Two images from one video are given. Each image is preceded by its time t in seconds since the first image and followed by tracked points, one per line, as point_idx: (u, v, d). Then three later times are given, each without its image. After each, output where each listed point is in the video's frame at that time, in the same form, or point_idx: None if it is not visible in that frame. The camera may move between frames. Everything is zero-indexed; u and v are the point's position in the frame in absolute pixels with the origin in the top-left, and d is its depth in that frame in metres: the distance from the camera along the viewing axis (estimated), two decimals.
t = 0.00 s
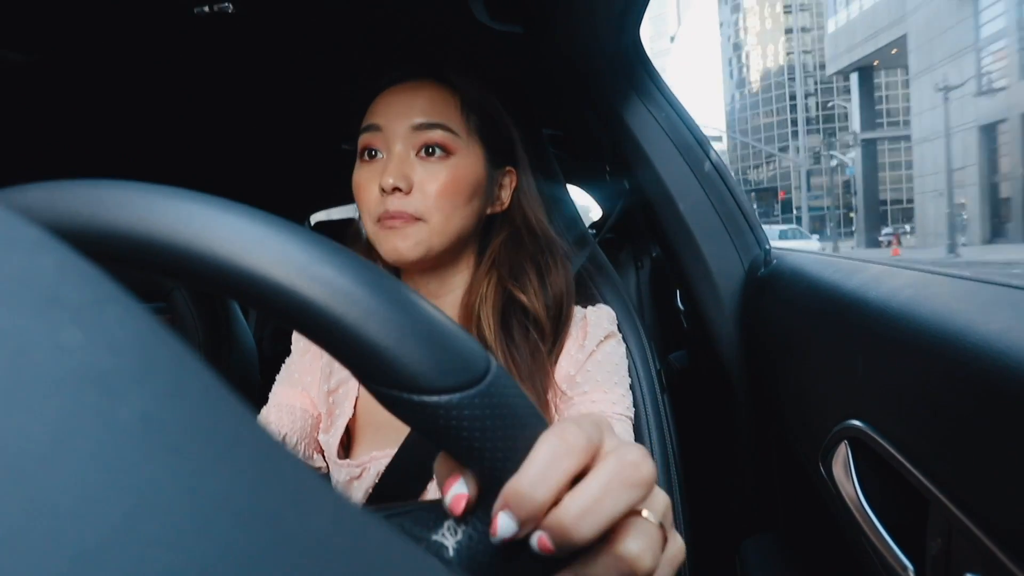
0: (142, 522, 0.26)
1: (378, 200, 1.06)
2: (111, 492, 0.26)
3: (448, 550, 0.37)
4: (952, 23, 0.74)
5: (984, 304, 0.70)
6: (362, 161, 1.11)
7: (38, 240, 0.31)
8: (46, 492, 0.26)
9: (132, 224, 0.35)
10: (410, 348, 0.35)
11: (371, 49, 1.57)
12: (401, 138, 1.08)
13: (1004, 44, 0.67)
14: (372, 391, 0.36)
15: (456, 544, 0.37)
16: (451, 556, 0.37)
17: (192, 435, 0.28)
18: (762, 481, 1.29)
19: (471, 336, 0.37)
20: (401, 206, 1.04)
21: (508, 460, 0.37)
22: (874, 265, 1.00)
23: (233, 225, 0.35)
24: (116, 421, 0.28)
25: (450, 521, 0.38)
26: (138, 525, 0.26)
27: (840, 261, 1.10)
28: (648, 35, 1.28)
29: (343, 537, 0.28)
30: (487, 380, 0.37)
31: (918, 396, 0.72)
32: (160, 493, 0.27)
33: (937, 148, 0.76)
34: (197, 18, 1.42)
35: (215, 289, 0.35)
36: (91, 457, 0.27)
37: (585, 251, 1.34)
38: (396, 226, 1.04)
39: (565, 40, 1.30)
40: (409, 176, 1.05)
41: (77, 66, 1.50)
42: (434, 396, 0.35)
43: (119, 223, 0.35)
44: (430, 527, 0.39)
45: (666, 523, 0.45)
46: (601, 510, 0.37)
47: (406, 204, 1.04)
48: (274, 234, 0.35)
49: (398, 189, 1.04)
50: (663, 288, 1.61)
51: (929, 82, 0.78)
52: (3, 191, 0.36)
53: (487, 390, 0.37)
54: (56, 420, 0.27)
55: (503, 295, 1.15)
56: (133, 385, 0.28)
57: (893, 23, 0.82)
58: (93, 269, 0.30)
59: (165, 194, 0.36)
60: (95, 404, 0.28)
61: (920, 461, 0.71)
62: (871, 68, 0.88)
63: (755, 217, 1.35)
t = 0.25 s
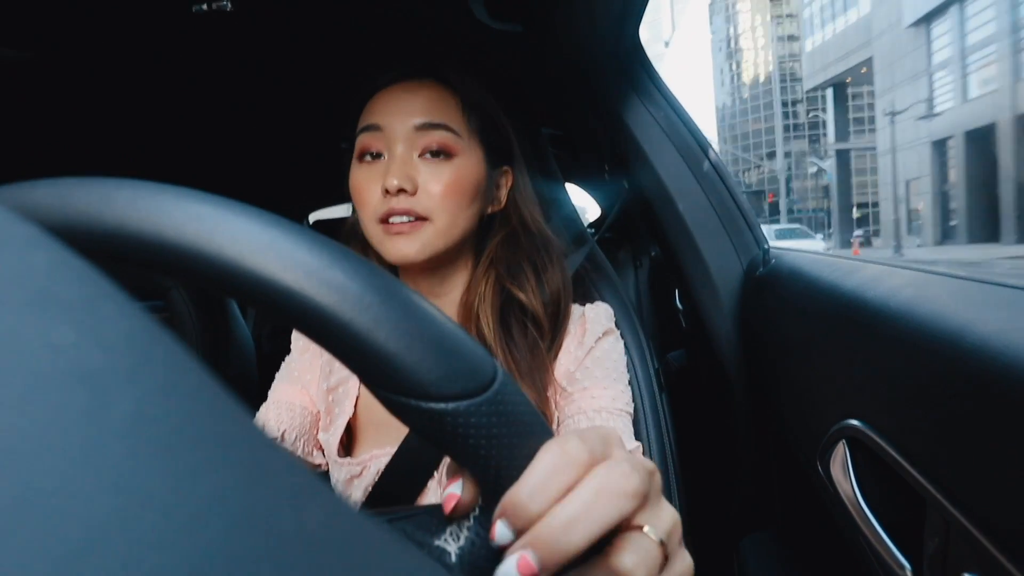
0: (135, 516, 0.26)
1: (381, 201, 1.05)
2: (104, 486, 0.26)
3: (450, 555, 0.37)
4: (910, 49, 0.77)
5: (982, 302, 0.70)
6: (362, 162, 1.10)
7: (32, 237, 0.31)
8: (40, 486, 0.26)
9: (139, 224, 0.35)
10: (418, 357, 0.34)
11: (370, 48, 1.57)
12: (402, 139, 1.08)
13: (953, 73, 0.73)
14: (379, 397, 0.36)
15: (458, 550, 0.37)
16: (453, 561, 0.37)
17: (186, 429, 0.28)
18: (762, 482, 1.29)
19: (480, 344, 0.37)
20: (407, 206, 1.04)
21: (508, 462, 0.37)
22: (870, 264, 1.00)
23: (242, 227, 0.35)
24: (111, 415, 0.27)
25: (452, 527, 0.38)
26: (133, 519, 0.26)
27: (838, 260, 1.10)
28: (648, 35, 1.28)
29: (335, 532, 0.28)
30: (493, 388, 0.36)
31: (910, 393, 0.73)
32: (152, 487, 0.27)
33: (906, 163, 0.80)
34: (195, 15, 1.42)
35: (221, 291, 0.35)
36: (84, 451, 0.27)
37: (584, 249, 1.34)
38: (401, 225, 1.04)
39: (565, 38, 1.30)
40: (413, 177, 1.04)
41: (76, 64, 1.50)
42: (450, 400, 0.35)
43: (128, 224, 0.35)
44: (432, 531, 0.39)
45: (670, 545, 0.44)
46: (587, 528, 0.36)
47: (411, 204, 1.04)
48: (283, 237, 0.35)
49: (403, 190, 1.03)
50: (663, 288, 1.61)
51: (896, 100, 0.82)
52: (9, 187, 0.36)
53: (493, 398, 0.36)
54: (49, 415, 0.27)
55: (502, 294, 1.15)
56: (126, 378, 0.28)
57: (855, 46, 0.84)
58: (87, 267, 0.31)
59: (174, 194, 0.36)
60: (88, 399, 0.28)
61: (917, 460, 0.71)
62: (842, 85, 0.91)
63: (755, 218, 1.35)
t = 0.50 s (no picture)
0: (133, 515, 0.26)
1: (383, 193, 1.03)
2: (100, 485, 0.26)
3: (458, 562, 0.37)
4: (874, 70, 0.88)
5: (981, 297, 0.70)
6: (363, 154, 1.09)
7: (26, 230, 0.31)
8: (38, 483, 0.26)
9: (145, 221, 0.35)
10: (427, 359, 0.34)
11: (368, 43, 1.56)
12: (405, 132, 1.07)
13: (911, 93, 0.82)
14: (388, 401, 0.36)
15: (465, 557, 0.37)
16: (461, 567, 0.37)
17: (184, 427, 0.28)
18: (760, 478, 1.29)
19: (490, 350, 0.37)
20: (411, 200, 1.03)
21: (512, 463, 0.37)
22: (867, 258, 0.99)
23: (249, 225, 0.35)
24: (106, 412, 0.27)
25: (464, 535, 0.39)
26: (130, 518, 0.26)
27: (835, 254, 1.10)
28: (648, 31, 1.28)
29: (332, 528, 0.28)
30: (506, 398, 0.37)
31: (911, 387, 0.72)
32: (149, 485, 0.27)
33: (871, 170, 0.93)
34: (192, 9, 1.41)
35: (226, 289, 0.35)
36: (80, 449, 0.27)
37: (582, 243, 1.34)
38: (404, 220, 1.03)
39: (563, 33, 1.29)
40: (417, 170, 1.04)
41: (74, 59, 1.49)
42: (461, 413, 0.35)
43: (132, 220, 0.35)
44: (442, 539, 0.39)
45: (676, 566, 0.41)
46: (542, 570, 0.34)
47: (414, 198, 1.03)
48: (290, 236, 0.35)
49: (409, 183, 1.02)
50: (661, 283, 1.61)
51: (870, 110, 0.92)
52: (8, 181, 0.35)
53: (511, 412, 0.37)
54: (42, 409, 0.27)
55: (501, 291, 1.15)
56: (123, 376, 0.28)
57: (827, 66, 0.95)
58: (80, 258, 0.30)
59: (180, 191, 0.36)
60: (83, 396, 0.28)
61: (915, 455, 0.71)
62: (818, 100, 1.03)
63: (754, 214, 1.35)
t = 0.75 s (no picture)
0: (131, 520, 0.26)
1: (389, 204, 1.02)
2: (101, 490, 0.26)
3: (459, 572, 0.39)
4: (845, 88, 0.93)
5: (979, 304, 0.70)
6: (367, 160, 1.08)
7: (28, 238, 0.31)
8: (37, 489, 0.26)
9: (154, 230, 0.35)
10: (437, 375, 0.35)
11: (368, 48, 1.56)
12: (412, 141, 1.07)
13: (878, 110, 0.86)
14: (395, 413, 0.36)
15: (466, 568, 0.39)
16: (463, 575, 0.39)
17: (183, 432, 0.28)
18: (759, 484, 1.29)
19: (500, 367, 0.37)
20: (414, 210, 1.02)
21: (517, 474, 0.37)
22: (865, 265, 0.99)
23: (260, 237, 0.35)
24: (106, 418, 0.27)
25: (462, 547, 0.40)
26: (128, 523, 0.26)
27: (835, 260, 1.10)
28: (647, 38, 1.29)
29: (330, 536, 0.28)
30: (515, 414, 0.37)
31: (912, 396, 0.72)
32: (150, 491, 0.27)
33: (843, 178, 0.96)
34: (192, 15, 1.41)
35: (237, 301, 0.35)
36: (79, 453, 0.27)
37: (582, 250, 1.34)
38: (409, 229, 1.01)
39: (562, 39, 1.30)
40: (422, 180, 1.03)
41: (74, 64, 1.50)
42: (464, 426, 0.35)
43: (141, 229, 0.35)
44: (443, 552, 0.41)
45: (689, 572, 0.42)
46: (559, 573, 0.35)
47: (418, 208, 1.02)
48: (305, 248, 0.35)
49: (414, 193, 1.01)
50: (659, 288, 1.62)
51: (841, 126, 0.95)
52: (15, 185, 0.35)
53: (518, 424, 0.37)
54: (41, 415, 0.27)
55: (502, 299, 1.15)
56: (124, 381, 0.28)
57: (806, 82, 0.99)
58: (81, 266, 0.31)
59: (190, 200, 0.36)
60: (83, 401, 0.27)
61: (913, 460, 0.71)
62: (801, 112, 1.03)
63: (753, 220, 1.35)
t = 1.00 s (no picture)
0: (129, 514, 0.26)
1: (387, 195, 1.01)
2: (98, 484, 0.26)
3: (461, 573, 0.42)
4: (822, 103, 0.94)
5: (974, 305, 0.70)
6: (365, 155, 1.08)
7: (24, 235, 0.31)
8: (23, 486, 0.25)
9: (152, 227, 0.35)
10: (437, 373, 0.35)
11: (366, 47, 1.56)
12: (411, 134, 1.08)
13: (849, 124, 0.89)
14: (398, 417, 0.36)
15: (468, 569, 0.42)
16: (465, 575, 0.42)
17: (179, 428, 0.28)
18: (756, 483, 1.29)
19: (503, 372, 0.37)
20: (413, 201, 1.01)
21: (516, 461, 0.37)
22: (862, 265, 0.99)
23: (259, 234, 0.35)
24: (103, 413, 0.27)
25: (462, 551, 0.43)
26: (126, 518, 0.26)
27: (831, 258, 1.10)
28: (645, 37, 1.29)
29: (328, 531, 0.28)
30: (516, 424, 0.37)
31: (911, 393, 0.72)
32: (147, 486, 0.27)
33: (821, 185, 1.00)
34: (190, 12, 1.41)
35: (233, 298, 0.35)
36: (76, 448, 0.26)
37: (579, 250, 1.34)
38: (407, 220, 1.00)
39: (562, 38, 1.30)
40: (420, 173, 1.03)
41: (71, 61, 1.49)
42: (469, 432, 0.36)
43: (139, 226, 0.35)
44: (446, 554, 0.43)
45: None
46: None
47: (417, 199, 1.01)
48: (308, 249, 0.35)
49: (412, 185, 1.01)
50: (657, 287, 1.62)
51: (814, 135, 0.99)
52: (14, 183, 0.35)
53: (528, 423, 0.37)
54: (34, 410, 0.27)
55: (500, 297, 1.15)
56: (121, 378, 0.28)
57: (788, 96, 0.99)
58: (78, 264, 0.31)
59: (189, 197, 0.36)
60: (80, 397, 0.27)
61: (910, 460, 0.71)
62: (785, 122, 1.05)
63: (751, 220, 1.35)
